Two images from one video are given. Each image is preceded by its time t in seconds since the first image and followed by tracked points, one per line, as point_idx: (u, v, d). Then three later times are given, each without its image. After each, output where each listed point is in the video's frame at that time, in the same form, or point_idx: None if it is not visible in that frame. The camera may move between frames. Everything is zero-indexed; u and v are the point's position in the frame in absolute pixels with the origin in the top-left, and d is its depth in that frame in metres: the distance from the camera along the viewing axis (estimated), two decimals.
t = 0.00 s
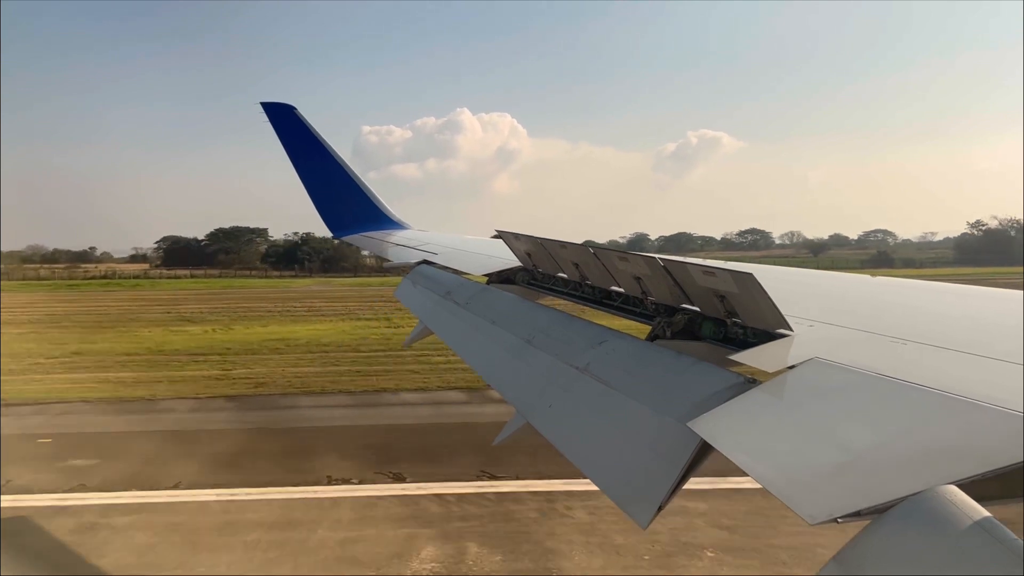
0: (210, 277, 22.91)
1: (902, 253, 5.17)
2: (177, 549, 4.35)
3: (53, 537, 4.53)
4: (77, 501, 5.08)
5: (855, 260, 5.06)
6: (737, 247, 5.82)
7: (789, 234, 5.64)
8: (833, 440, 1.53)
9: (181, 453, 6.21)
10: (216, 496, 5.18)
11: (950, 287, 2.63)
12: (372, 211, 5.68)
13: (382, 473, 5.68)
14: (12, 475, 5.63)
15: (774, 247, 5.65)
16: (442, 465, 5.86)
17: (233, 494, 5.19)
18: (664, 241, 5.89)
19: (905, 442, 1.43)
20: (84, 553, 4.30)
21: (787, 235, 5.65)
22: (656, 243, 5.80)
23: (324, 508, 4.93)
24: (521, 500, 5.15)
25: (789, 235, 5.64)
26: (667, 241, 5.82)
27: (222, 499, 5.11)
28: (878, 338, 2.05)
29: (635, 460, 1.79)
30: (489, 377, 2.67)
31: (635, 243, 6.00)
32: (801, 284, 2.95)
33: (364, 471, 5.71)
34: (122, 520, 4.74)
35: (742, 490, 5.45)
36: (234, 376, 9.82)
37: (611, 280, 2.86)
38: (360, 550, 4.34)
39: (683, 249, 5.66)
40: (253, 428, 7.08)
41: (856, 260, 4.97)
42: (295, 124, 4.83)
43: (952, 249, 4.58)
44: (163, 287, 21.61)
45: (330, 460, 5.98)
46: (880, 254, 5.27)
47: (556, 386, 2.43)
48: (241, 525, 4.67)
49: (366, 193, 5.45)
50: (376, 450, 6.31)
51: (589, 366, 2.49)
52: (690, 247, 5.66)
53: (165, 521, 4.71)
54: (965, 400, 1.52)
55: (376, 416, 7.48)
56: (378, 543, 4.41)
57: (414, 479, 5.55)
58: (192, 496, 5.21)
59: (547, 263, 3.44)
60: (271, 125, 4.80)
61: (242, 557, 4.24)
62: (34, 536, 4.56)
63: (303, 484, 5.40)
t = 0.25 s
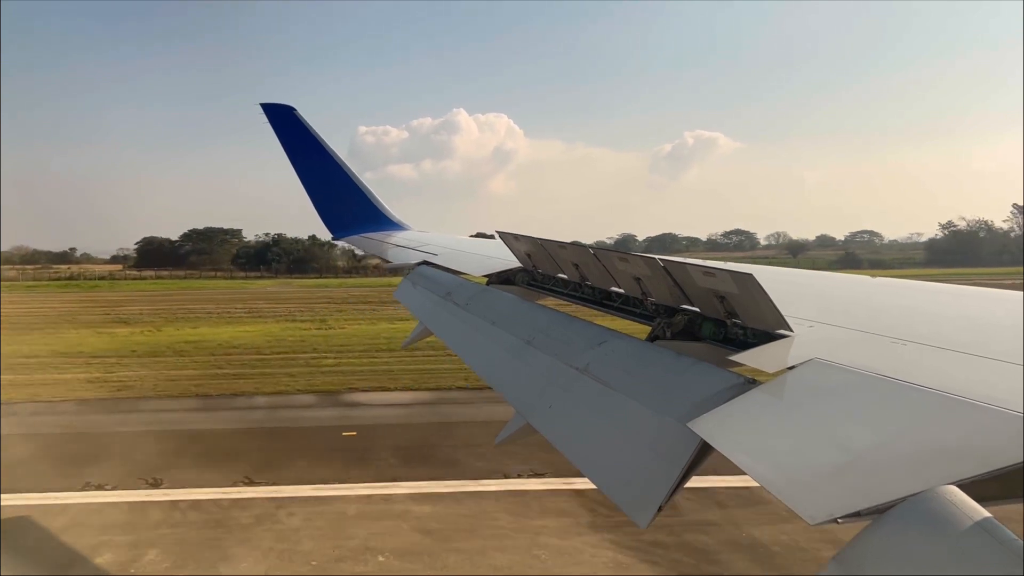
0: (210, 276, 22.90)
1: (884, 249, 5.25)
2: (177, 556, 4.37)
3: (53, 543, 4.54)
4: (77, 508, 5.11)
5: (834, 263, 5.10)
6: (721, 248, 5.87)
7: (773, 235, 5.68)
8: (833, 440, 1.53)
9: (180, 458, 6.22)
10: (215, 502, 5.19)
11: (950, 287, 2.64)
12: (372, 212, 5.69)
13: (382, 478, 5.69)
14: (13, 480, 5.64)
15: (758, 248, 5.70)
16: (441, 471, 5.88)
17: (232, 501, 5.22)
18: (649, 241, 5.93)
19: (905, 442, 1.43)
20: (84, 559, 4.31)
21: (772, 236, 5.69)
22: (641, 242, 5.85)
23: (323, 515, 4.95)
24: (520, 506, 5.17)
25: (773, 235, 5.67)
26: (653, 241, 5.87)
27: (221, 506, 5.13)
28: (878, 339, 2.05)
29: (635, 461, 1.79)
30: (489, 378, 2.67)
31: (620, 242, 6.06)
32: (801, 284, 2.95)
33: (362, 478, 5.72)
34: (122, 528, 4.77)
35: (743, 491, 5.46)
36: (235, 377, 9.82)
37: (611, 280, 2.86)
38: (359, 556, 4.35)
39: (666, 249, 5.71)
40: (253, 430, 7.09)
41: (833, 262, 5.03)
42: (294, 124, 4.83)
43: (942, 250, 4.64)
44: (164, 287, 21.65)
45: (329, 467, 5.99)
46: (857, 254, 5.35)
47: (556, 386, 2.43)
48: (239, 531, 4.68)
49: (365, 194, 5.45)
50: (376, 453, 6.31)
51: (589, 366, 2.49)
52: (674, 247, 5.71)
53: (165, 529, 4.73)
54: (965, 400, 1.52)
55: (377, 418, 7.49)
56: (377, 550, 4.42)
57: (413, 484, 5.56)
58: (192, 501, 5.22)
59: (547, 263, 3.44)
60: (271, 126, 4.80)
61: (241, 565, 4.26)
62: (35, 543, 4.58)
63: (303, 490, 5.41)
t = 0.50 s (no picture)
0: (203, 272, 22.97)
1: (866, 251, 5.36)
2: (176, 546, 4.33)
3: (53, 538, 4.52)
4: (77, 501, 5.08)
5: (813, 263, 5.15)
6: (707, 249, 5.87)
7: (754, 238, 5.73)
8: (833, 441, 1.53)
9: (181, 452, 6.19)
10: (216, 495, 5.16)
11: (949, 288, 2.64)
12: (373, 213, 5.69)
13: (382, 473, 5.66)
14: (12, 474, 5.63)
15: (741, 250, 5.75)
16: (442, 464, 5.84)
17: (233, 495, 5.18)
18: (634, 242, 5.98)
19: (905, 443, 1.43)
20: (83, 556, 4.30)
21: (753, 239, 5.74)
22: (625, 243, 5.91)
23: (323, 507, 4.91)
24: (522, 499, 5.13)
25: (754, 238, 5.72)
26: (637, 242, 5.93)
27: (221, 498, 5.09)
28: (878, 339, 2.05)
29: (635, 462, 1.79)
30: (489, 379, 2.67)
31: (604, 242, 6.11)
32: (801, 284, 2.95)
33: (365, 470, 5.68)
34: (121, 521, 4.74)
35: (743, 492, 5.47)
36: (235, 374, 9.80)
37: (611, 281, 2.86)
38: (360, 548, 4.32)
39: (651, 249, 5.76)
40: (253, 427, 7.07)
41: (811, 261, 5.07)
42: (294, 126, 4.83)
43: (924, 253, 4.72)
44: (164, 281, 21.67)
45: (330, 460, 5.96)
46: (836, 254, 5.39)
47: (557, 387, 2.42)
48: (240, 524, 4.65)
49: (365, 195, 5.45)
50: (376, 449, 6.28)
51: (589, 367, 2.49)
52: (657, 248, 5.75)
53: (166, 521, 4.71)
54: (964, 400, 1.52)
55: (377, 416, 7.47)
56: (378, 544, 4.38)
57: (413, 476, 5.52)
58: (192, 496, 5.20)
59: (547, 264, 3.43)
60: (271, 127, 4.80)
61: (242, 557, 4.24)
62: (35, 536, 4.56)
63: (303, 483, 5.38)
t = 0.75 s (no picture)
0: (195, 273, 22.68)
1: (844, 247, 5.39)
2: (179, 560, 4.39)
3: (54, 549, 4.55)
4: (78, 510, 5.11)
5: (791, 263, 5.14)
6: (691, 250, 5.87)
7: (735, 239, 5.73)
8: (834, 440, 1.53)
9: (182, 460, 6.22)
10: (217, 505, 5.20)
11: (950, 287, 2.63)
12: (373, 211, 5.69)
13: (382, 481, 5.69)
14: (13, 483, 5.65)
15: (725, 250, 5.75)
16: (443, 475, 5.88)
17: (234, 504, 5.22)
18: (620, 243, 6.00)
19: (906, 442, 1.43)
20: (85, 564, 4.33)
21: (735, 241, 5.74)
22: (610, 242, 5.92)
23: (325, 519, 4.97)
24: (521, 509, 5.17)
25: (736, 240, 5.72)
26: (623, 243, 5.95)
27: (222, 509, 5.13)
28: (879, 339, 2.05)
29: (635, 461, 1.79)
30: (489, 378, 2.67)
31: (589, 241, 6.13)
32: (801, 284, 2.95)
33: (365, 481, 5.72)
34: (123, 531, 4.77)
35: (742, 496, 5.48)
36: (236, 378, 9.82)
37: (612, 280, 2.86)
38: (361, 562, 4.36)
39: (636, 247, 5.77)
40: (253, 434, 7.09)
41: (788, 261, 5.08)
42: (295, 123, 4.83)
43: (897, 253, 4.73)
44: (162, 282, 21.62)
45: (331, 471, 6.00)
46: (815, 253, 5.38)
47: (557, 386, 2.42)
48: (241, 536, 4.69)
49: (365, 193, 5.44)
50: (377, 459, 6.32)
51: (590, 366, 2.49)
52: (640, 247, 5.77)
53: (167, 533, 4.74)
54: (965, 400, 1.52)
55: (377, 425, 7.50)
56: (378, 557, 4.43)
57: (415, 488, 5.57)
58: (192, 503, 5.21)
59: (548, 263, 3.43)
60: (271, 124, 4.80)
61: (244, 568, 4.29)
62: (36, 543, 4.59)
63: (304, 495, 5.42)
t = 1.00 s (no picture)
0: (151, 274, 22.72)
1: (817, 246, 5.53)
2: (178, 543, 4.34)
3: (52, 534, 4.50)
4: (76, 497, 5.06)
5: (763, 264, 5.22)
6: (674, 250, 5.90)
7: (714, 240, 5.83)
8: (834, 440, 1.53)
9: (181, 450, 6.19)
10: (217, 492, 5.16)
11: (950, 287, 2.63)
12: (373, 211, 5.69)
13: (383, 473, 5.68)
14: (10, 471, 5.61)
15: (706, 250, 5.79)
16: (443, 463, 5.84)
17: (233, 492, 5.18)
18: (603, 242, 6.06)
19: (908, 442, 1.43)
20: (86, 549, 4.31)
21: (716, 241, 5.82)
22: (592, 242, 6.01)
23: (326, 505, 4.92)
24: (523, 497, 5.14)
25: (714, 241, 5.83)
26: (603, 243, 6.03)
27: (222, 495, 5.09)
28: (880, 338, 2.05)
29: (636, 461, 1.78)
30: (490, 378, 2.67)
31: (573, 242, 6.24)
32: (801, 283, 2.95)
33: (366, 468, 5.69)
34: (121, 517, 4.73)
35: (743, 491, 5.48)
36: (237, 375, 9.82)
37: (612, 279, 2.86)
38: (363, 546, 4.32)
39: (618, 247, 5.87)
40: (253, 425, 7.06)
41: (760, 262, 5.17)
42: (295, 123, 4.83)
43: (866, 252, 4.86)
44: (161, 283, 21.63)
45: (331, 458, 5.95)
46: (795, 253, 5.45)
47: (557, 385, 2.42)
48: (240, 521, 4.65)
49: (366, 193, 5.45)
50: (377, 447, 6.28)
51: (590, 366, 2.48)
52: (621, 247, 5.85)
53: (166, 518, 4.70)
54: (966, 399, 1.52)
55: (376, 413, 7.46)
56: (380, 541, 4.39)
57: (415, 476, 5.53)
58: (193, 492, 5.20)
59: (548, 263, 3.43)
60: (271, 124, 4.80)
61: (247, 550, 4.28)
62: (34, 532, 4.55)
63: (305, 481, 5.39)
